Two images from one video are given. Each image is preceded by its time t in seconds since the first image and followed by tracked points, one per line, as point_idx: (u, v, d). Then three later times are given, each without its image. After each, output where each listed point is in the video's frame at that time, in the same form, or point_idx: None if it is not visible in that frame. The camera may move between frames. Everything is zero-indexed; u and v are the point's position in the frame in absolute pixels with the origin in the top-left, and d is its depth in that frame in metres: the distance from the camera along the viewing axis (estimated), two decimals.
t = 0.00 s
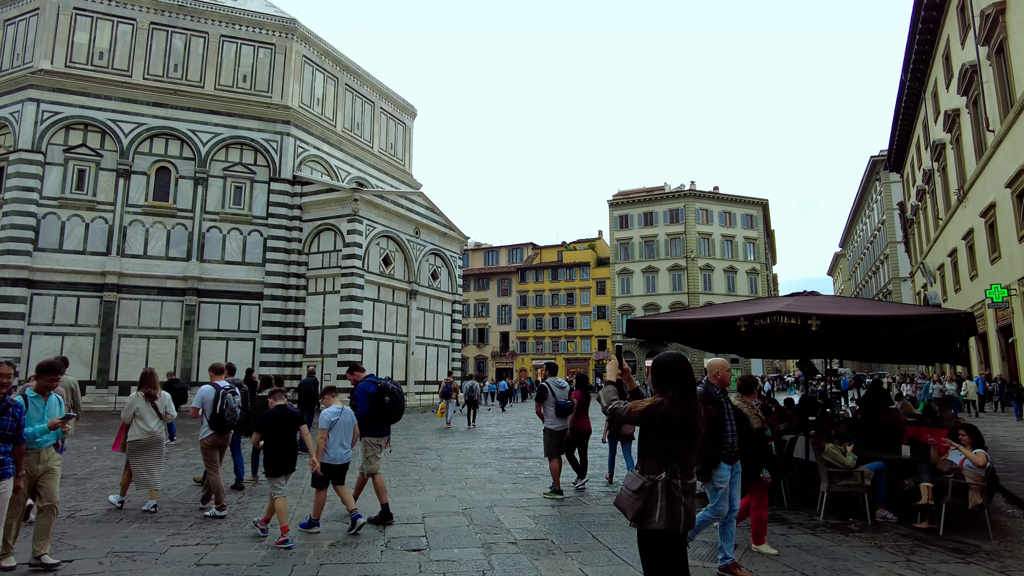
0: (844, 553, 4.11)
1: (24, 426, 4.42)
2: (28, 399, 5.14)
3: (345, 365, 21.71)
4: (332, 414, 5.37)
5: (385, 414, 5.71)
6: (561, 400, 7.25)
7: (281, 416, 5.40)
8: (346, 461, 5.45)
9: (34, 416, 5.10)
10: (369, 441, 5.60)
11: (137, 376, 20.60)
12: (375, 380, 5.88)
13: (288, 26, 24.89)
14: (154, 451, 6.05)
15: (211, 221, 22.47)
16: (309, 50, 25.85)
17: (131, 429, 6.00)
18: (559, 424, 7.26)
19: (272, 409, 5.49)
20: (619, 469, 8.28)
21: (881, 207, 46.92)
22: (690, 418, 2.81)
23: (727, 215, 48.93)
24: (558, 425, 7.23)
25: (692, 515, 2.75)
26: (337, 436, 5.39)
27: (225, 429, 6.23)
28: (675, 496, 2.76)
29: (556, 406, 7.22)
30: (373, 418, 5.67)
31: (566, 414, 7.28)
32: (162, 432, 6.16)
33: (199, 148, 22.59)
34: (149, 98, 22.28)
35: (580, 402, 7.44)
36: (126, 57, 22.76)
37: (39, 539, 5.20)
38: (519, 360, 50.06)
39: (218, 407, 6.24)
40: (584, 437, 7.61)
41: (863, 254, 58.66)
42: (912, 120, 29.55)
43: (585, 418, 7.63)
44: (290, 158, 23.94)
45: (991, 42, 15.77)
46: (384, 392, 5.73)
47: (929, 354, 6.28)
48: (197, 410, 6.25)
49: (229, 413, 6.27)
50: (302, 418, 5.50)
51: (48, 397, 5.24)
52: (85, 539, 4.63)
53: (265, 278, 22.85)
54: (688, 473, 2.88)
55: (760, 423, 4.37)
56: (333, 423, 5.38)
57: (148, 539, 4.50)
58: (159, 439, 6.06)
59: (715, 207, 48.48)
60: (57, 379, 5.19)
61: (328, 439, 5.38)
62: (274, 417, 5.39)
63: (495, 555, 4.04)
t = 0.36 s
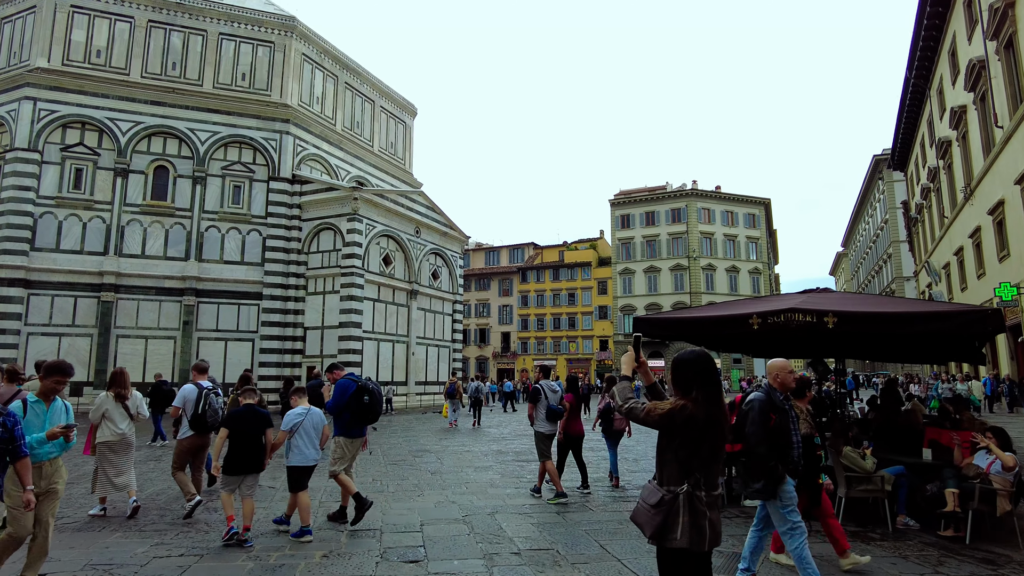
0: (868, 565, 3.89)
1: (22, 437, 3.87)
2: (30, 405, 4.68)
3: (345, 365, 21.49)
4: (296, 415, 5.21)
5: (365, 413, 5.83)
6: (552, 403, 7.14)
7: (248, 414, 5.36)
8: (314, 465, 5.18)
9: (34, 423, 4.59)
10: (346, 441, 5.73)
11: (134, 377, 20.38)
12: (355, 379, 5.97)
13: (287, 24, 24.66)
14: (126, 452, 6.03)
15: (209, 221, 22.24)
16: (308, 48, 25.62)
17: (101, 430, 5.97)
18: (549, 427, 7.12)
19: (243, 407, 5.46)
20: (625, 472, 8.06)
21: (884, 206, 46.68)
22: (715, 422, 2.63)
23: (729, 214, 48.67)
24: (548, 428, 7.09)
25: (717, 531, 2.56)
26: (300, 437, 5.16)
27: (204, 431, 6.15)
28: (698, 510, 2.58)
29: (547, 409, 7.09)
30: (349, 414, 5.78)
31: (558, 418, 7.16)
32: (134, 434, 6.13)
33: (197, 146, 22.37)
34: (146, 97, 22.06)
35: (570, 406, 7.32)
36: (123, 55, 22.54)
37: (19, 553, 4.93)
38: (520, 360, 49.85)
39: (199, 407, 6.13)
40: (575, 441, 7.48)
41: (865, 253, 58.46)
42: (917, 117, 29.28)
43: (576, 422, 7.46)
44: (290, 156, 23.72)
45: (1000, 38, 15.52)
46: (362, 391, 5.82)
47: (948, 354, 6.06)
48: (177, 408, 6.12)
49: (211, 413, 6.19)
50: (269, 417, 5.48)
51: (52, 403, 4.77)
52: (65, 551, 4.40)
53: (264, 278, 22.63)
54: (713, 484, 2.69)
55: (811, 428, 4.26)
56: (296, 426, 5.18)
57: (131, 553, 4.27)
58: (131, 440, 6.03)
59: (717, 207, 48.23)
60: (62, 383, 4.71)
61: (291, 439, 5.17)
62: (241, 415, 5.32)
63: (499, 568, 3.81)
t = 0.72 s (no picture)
0: None
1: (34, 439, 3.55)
2: (52, 414, 4.04)
3: (356, 366, 21.36)
4: (286, 415, 5.44)
5: (359, 413, 5.84)
6: (557, 403, 6.98)
7: (229, 416, 5.33)
8: (302, 462, 5.49)
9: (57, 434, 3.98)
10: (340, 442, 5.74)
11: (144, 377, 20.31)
12: (349, 380, 5.92)
13: (297, 23, 24.58)
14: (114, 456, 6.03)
15: (219, 221, 22.19)
16: (317, 47, 25.55)
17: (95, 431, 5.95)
18: (552, 426, 6.97)
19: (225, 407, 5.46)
20: (643, 475, 7.83)
21: (898, 204, 46.11)
22: (768, 428, 2.44)
23: (741, 213, 48.22)
24: (551, 427, 6.96)
25: (771, 552, 2.43)
26: (289, 434, 5.44)
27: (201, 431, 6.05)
28: (748, 529, 2.44)
29: (552, 408, 6.96)
30: (342, 415, 5.79)
31: (561, 417, 7.04)
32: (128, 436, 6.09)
33: (207, 146, 22.32)
34: (156, 97, 22.04)
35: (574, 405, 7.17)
36: (134, 55, 22.53)
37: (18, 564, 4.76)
38: (530, 360, 49.66)
39: (196, 409, 6.05)
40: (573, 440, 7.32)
41: (879, 253, 57.84)
42: (933, 114, 28.82)
43: (577, 422, 7.25)
44: (300, 156, 23.64)
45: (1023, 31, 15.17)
46: (355, 391, 5.81)
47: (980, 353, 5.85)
48: (174, 410, 6.05)
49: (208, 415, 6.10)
50: (252, 419, 5.46)
51: (78, 409, 4.13)
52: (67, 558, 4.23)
53: (274, 278, 22.56)
54: (764, 497, 2.55)
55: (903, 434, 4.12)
56: (285, 424, 5.44)
57: (134, 563, 4.07)
58: (124, 441, 6.00)
59: (729, 206, 47.81)
60: (79, 386, 4.06)
61: (282, 436, 5.44)
62: (224, 416, 5.31)
63: None
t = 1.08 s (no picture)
0: None
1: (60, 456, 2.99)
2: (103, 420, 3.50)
3: (377, 366, 21.32)
4: (285, 419, 5.36)
5: (358, 417, 5.86)
6: (567, 407, 6.92)
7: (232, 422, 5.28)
8: (305, 466, 5.35)
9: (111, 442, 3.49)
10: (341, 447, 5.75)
11: (168, 378, 20.45)
12: (343, 387, 5.95)
13: (317, 25, 24.63)
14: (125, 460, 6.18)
15: (241, 222, 22.28)
16: (338, 48, 25.59)
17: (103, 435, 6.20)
18: (564, 431, 6.91)
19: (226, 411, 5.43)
20: (673, 481, 7.59)
21: (926, 202, 45.11)
22: (853, 440, 2.24)
23: (764, 212, 47.50)
24: (563, 432, 6.88)
25: None
26: (290, 438, 5.35)
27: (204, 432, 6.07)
28: (834, 554, 2.23)
29: (563, 413, 6.90)
30: (341, 419, 5.85)
31: (573, 422, 6.96)
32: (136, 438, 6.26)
33: (229, 148, 22.44)
34: (179, 99, 22.20)
35: (587, 409, 7.04)
36: (157, 58, 22.72)
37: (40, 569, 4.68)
38: (551, 361, 49.41)
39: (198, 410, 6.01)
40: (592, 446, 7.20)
41: (906, 252, 56.66)
42: (965, 109, 28.03)
43: (593, 427, 7.14)
44: (321, 157, 23.68)
45: None
46: (353, 395, 5.88)
47: None
48: (178, 413, 6.10)
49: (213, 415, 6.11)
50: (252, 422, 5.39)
51: (132, 416, 3.61)
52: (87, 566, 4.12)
53: (296, 279, 22.58)
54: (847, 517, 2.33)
55: None
56: (286, 428, 5.35)
57: (154, 571, 3.93)
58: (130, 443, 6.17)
59: (752, 205, 47.12)
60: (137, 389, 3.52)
61: (282, 443, 5.33)
62: (224, 419, 5.24)
63: None
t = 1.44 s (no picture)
0: None
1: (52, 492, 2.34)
2: (150, 422, 3.04)
3: (395, 366, 21.26)
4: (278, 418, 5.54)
5: (357, 414, 6.10)
6: (571, 405, 6.87)
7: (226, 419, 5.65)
8: (297, 467, 5.43)
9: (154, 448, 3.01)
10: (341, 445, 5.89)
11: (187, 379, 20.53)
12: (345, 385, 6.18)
13: (334, 25, 24.64)
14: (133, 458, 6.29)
15: (259, 223, 22.33)
16: (354, 49, 25.59)
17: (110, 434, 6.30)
18: (568, 430, 6.83)
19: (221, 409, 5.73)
20: (699, 484, 7.38)
21: (952, 198, 44.17)
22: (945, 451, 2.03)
23: (785, 210, 46.81)
24: (567, 431, 6.81)
25: None
26: (284, 436, 5.47)
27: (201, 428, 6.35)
28: None
29: (567, 412, 6.82)
30: (341, 417, 6.01)
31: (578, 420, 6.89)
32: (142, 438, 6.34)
33: (247, 150, 22.51)
34: (197, 101, 22.30)
35: (594, 406, 6.95)
36: (176, 61, 22.86)
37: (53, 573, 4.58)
38: (568, 361, 49.13)
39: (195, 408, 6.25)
40: (602, 445, 7.04)
41: (931, 250, 55.59)
42: (994, 101, 27.33)
43: (603, 426, 7.05)
44: (338, 158, 23.67)
45: None
46: (352, 394, 6.14)
47: None
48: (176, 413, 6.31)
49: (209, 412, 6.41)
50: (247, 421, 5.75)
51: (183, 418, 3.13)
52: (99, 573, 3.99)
53: (314, 279, 22.58)
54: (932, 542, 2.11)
55: None
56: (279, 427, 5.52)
57: None
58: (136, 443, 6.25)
59: (773, 203, 46.47)
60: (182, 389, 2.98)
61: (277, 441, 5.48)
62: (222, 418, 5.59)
63: None
